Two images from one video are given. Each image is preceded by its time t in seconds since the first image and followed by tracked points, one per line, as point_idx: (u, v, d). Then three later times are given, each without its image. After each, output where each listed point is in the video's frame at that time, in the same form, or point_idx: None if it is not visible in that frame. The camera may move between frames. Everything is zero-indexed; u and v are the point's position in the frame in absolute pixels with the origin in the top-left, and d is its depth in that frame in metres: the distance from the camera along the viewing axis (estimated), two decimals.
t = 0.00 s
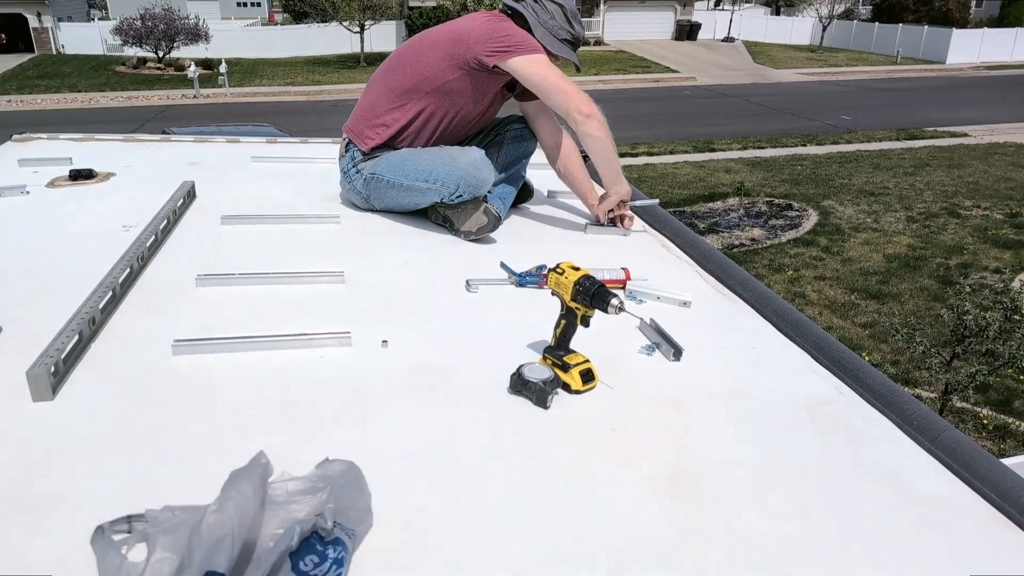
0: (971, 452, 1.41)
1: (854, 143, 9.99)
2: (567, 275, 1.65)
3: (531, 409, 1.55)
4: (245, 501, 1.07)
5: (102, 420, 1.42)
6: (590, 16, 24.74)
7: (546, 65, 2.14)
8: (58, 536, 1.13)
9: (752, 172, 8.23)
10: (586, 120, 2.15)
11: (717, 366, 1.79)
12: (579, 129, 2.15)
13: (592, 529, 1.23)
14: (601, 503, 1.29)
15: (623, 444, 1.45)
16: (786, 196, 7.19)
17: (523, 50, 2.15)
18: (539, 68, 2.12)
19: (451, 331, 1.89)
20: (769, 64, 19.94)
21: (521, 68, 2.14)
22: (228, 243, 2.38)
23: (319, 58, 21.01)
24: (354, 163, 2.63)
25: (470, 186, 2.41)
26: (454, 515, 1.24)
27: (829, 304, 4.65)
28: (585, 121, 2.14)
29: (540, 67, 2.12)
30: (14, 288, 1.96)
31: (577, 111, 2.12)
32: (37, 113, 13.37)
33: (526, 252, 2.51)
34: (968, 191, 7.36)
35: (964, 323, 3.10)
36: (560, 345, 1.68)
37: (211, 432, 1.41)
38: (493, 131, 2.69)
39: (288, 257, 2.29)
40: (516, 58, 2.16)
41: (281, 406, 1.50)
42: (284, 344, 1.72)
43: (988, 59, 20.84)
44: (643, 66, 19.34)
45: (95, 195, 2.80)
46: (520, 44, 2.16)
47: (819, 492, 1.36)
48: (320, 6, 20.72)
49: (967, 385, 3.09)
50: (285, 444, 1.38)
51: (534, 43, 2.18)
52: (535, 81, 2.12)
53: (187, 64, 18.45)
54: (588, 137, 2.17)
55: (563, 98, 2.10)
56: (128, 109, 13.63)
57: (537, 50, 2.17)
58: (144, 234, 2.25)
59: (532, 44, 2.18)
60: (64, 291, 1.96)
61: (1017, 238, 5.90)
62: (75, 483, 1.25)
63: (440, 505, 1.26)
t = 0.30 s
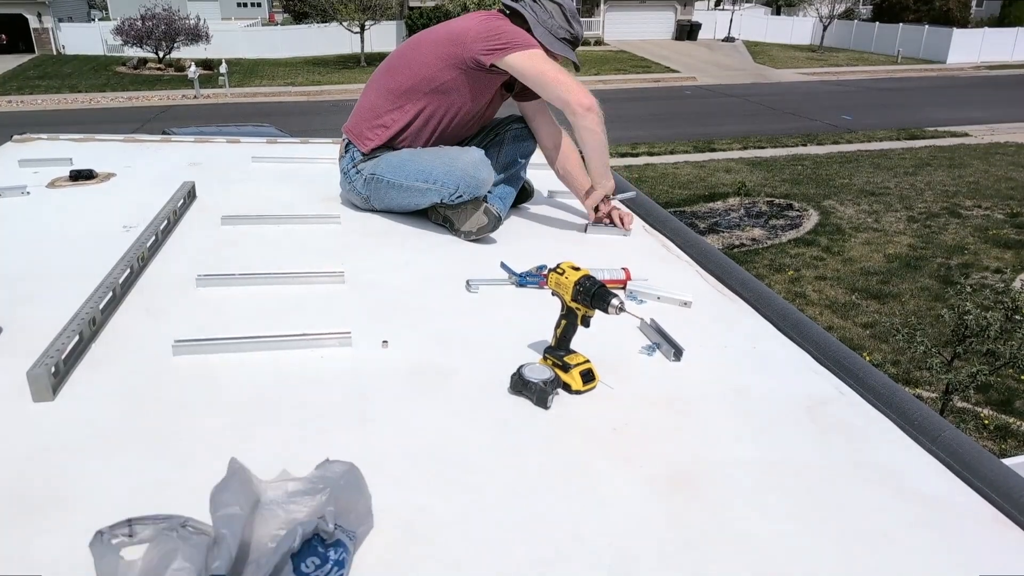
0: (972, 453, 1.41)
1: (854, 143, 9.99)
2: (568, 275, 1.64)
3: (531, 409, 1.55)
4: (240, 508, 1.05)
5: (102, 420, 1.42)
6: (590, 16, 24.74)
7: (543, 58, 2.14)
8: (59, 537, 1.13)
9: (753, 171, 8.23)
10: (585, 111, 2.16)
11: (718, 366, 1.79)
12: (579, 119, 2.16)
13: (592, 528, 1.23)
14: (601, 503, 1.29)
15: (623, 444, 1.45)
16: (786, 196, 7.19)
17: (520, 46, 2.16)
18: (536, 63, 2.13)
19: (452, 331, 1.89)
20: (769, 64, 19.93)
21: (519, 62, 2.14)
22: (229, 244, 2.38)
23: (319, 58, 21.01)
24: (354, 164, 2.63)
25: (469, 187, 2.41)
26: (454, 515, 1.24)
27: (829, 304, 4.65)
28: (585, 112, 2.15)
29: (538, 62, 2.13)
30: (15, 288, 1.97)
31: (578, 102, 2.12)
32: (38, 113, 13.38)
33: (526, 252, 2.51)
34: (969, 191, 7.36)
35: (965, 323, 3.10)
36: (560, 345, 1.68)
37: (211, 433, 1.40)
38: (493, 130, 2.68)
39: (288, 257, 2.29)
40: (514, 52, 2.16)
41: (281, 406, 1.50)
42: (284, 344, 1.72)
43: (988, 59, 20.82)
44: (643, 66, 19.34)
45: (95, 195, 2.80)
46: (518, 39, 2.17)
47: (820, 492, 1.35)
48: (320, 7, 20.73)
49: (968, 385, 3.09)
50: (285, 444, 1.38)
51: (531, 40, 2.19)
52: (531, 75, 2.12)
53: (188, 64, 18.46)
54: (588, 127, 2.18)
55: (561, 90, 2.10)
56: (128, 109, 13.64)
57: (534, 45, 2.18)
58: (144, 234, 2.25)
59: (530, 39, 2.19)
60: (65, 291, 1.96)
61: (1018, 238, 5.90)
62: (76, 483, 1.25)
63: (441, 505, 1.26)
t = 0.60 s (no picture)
0: (972, 453, 1.41)
1: (855, 143, 10.00)
2: (568, 275, 1.64)
3: (531, 409, 1.55)
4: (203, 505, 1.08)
5: (102, 421, 1.42)
6: (591, 17, 24.76)
7: (534, 75, 2.14)
8: (58, 537, 1.13)
9: (753, 172, 8.23)
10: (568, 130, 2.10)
11: (718, 367, 1.79)
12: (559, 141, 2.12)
13: (592, 528, 1.23)
14: (602, 503, 1.29)
15: (623, 444, 1.45)
16: (787, 196, 7.19)
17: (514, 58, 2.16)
18: (525, 78, 2.14)
19: (452, 332, 1.89)
20: (770, 65, 19.94)
21: (510, 75, 2.16)
22: (229, 244, 2.38)
23: (320, 58, 21.03)
24: (354, 164, 2.63)
25: (470, 187, 2.41)
26: (454, 515, 1.24)
27: (829, 304, 4.65)
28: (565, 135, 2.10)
29: (527, 78, 2.14)
30: (15, 288, 1.97)
31: (556, 124, 2.08)
32: (39, 113, 13.40)
33: (526, 252, 2.51)
34: (970, 191, 7.36)
35: (966, 323, 3.10)
36: (561, 345, 1.68)
37: (212, 433, 1.40)
38: (493, 131, 2.67)
39: (288, 257, 2.29)
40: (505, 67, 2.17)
41: (282, 406, 1.50)
42: (284, 345, 1.72)
43: (989, 59, 20.81)
44: (643, 66, 19.34)
45: (95, 195, 2.80)
46: (514, 51, 2.16)
47: (820, 492, 1.35)
48: (321, 6, 20.73)
49: (969, 385, 3.09)
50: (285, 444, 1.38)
51: (530, 48, 2.19)
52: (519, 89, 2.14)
53: (188, 65, 18.48)
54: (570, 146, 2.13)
55: (542, 107, 2.09)
56: (129, 109, 13.65)
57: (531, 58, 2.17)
58: (144, 235, 2.25)
59: (528, 52, 2.18)
60: (66, 291, 1.96)
61: (1019, 238, 5.90)
62: (76, 483, 1.25)
63: (441, 505, 1.26)
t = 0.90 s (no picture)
0: (972, 453, 1.41)
1: (855, 143, 9.99)
2: (568, 275, 1.64)
3: (531, 409, 1.55)
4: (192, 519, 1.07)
5: (103, 421, 1.42)
6: (591, 16, 24.75)
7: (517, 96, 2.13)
8: (59, 537, 1.13)
9: (753, 172, 8.23)
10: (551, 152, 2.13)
11: (718, 366, 1.79)
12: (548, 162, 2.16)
13: (592, 527, 1.23)
14: (603, 503, 1.29)
15: (623, 444, 1.45)
16: (787, 196, 7.19)
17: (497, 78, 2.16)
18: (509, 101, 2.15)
19: (452, 331, 1.89)
20: (770, 65, 19.93)
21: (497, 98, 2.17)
22: (229, 243, 2.38)
23: (320, 58, 21.02)
24: (355, 162, 2.62)
25: (470, 187, 2.41)
26: (454, 515, 1.24)
27: (830, 304, 4.65)
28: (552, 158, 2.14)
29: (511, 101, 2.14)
30: (15, 288, 1.97)
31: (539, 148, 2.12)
32: (39, 113, 13.40)
33: (526, 252, 2.51)
34: (970, 191, 7.35)
35: (966, 323, 3.10)
36: (561, 345, 1.68)
37: (213, 432, 1.40)
38: (494, 132, 2.69)
39: (288, 257, 2.29)
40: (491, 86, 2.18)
41: (281, 406, 1.50)
42: (285, 345, 1.72)
43: (990, 59, 20.79)
44: (643, 66, 19.32)
45: (96, 195, 2.80)
46: (499, 68, 2.15)
47: (820, 492, 1.35)
48: (320, 6, 20.72)
49: (969, 385, 3.09)
50: (286, 444, 1.38)
51: (516, 64, 2.15)
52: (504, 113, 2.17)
53: (189, 65, 18.48)
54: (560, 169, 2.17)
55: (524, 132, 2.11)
56: (129, 109, 13.64)
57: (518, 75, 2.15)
58: (145, 235, 2.25)
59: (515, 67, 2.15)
60: (65, 291, 1.96)
61: (1019, 238, 5.89)
62: (77, 482, 1.25)
63: (441, 505, 1.26)
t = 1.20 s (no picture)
0: (972, 453, 1.41)
1: (855, 143, 9.99)
2: (568, 275, 1.65)
3: (531, 409, 1.55)
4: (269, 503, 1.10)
5: (103, 421, 1.42)
6: (591, 17, 24.75)
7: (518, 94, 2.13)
8: (60, 536, 1.13)
9: (753, 172, 8.23)
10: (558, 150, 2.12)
11: (718, 367, 1.79)
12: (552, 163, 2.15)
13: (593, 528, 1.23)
14: (603, 503, 1.29)
15: (624, 444, 1.45)
16: (787, 196, 7.19)
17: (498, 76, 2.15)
18: (510, 104, 2.14)
19: (452, 331, 1.89)
20: (771, 65, 19.93)
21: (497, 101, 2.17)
22: (230, 243, 2.38)
23: (320, 58, 21.02)
24: (354, 164, 2.63)
25: (469, 187, 2.42)
26: (455, 514, 1.24)
27: (830, 304, 4.65)
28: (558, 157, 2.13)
29: (515, 103, 2.13)
30: (16, 288, 1.97)
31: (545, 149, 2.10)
32: (39, 113, 13.40)
33: (525, 252, 2.51)
34: (970, 191, 7.36)
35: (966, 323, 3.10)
36: (561, 345, 1.68)
37: (213, 432, 1.40)
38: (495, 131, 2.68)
39: (288, 257, 2.29)
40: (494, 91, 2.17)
41: (281, 405, 1.50)
42: (285, 345, 1.72)
43: (990, 59, 20.78)
44: (643, 66, 19.31)
45: (96, 195, 2.80)
46: (498, 69, 2.15)
47: (819, 492, 1.36)
48: (321, 5, 20.72)
49: (969, 385, 3.09)
50: (286, 444, 1.38)
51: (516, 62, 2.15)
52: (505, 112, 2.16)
53: (189, 65, 18.49)
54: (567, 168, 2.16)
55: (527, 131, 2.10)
56: (130, 109, 13.64)
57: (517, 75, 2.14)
58: (145, 234, 2.25)
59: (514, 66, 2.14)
60: (66, 290, 1.96)
61: (1019, 238, 5.89)
62: (78, 482, 1.25)
63: (442, 505, 1.26)
